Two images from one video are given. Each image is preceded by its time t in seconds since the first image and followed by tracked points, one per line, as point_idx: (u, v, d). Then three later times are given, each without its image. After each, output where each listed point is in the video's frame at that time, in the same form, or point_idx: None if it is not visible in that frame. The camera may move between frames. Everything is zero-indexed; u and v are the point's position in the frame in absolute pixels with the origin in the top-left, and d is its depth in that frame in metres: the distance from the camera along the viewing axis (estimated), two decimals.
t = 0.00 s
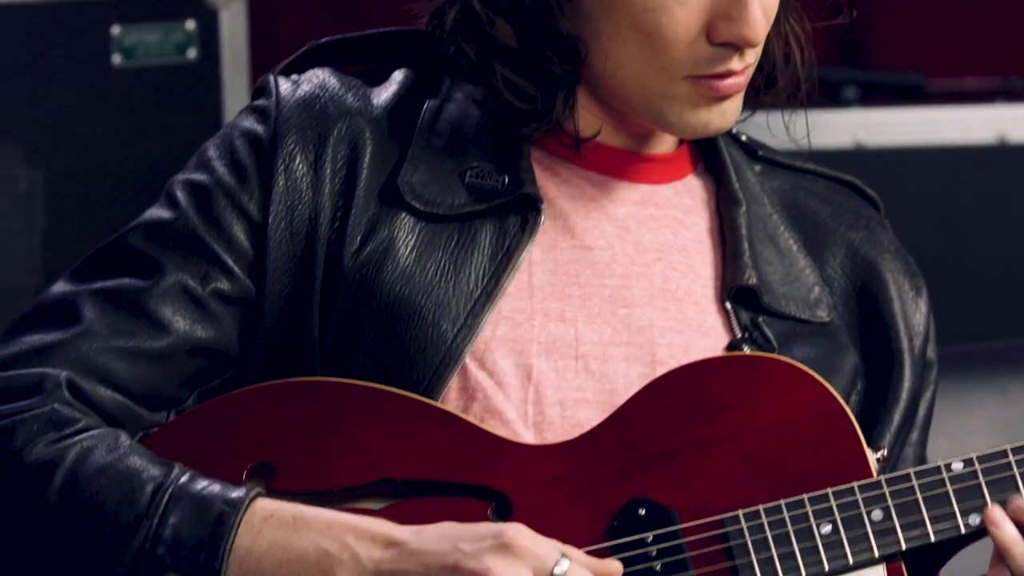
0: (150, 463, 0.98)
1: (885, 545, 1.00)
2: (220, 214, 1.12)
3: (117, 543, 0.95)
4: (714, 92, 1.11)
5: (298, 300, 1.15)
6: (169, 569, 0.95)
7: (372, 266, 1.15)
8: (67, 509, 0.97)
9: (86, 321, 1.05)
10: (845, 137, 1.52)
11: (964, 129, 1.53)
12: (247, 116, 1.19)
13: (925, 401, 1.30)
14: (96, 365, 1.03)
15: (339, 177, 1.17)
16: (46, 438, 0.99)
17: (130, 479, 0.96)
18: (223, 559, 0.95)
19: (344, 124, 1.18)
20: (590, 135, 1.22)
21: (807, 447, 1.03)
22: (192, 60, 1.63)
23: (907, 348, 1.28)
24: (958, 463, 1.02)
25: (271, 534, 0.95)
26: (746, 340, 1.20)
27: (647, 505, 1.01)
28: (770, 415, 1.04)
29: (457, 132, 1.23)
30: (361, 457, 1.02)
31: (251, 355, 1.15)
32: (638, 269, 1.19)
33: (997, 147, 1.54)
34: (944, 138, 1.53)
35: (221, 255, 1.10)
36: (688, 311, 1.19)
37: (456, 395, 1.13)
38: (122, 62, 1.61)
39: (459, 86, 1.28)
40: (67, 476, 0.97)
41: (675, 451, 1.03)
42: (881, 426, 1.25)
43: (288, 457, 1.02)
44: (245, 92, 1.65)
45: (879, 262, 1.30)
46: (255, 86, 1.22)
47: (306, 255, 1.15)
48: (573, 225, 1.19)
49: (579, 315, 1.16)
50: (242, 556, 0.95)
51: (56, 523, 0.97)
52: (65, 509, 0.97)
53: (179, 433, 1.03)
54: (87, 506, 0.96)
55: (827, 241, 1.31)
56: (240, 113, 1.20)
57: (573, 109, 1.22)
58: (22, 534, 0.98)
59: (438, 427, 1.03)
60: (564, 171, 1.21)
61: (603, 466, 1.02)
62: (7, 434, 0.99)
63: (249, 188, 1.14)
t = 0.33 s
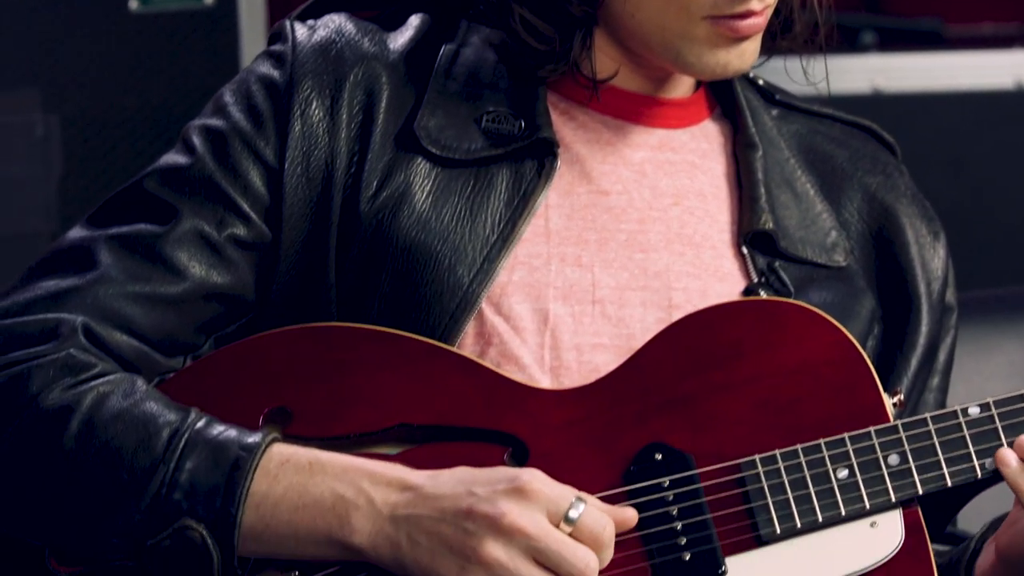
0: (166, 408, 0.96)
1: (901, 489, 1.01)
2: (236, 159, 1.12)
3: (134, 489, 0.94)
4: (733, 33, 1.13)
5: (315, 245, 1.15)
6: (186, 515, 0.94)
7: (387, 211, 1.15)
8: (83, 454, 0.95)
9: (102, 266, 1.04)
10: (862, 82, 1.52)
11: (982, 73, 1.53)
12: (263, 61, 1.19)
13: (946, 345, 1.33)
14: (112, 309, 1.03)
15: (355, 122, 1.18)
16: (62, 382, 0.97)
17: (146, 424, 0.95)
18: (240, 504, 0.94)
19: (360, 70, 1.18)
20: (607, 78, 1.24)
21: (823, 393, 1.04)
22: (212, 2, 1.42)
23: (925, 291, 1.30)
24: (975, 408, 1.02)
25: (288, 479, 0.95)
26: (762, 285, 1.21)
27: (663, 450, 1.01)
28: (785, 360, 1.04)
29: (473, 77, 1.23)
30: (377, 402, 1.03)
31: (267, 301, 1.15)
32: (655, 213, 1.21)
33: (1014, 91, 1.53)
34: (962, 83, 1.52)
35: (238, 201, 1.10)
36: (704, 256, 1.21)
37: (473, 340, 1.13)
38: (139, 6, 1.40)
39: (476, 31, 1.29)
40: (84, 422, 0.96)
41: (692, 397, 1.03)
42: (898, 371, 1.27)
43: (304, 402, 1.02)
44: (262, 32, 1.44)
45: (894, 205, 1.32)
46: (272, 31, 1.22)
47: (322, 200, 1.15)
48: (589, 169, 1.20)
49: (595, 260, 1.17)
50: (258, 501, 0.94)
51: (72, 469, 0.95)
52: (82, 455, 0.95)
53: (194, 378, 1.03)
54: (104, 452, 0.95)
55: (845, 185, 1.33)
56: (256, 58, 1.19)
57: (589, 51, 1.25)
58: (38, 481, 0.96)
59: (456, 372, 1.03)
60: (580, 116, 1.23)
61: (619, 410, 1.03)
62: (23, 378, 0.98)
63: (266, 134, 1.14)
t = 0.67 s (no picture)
0: (167, 364, 0.96)
1: (902, 445, 1.01)
2: (237, 115, 1.12)
3: (135, 444, 0.93)
4: None
5: (316, 202, 1.15)
6: (187, 471, 0.93)
7: (389, 167, 1.16)
8: (84, 410, 0.94)
9: (103, 223, 1.04)
10: (863, 39, 1.49)
11: (983, 29, 1.50)
12: (265, 18, 1.19)
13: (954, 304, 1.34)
14: (113, 265, 1.02)
15: (357, 78, 1.18)
16: (62, 338, 0.97)
17: (147, 379, 0.95)
18: (241, 461, 0.94)
19: (362, 26, 1.19)
20: (611, 34, 1.25)
21: (824, 349, 1.04)
22: None
23: (928, 247, 1.31)
24: (976, 364, 1.03)
25: (289, 435, 0.95)
26: (763, 243, 1.23)
27: (664, 406, 1.01)
28: (785, 316, 1.05)
29: (475, 33, 1.25)
30: (377, 358, 1.03)
31: (268, 258, 1.15)
32: (656, 169, 1.22)
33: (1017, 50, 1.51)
34: (963, 40, 1.49)
35: (238, 156, 1.11)
36: (705, 213, 1.22)
37: (474, 297, 1.14)
38: None
39: None
40: (84, 377, 0.95)
41: (692, 353, 1.03)
42: (902, 327, 1.28)
43: (305, 357, 1.03)
44: None
45: (898, 160, 1.34)
46: None
47: (324, 155, 1.16)
48: (591, 126, 1.22)
49: (596, 218, 1.18)
50: (259, 457, 0.95)
51: (72, 424, 0.94)
52: (82, 411, 0.94)
53: (196, 335, 1.03)
54: (103, 408, 0.94)
55: (847, 141, 1.35)
56: (258, 15, 1.20)
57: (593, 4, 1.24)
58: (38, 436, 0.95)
59: (456, 329, 1.04)
60: (582, 72, 1.25)
61: (619, 365, 1.03)
62: (23, 334, 0.97)
63: (267, 90, 1.14)
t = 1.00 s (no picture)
0: (167, 324, 0.97)
1: (902, 410, 1.00)
2: (239, 76, 1.11)
3: (136, 402, 0.93)
4: None
5: (317, 163, 1.15)
6: (189, 430, 0.93)
7: (389, 129, 1.15)
8: (85, 368, 0.94)
9: (105, 181, 1.04)
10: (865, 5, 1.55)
11: None
12: None
13: (958, 273, 1.35)
14: (115, 224, 1.03)
15: (357, 40, 1.18)
16: (66, 296, 0.97)
17: (148, 338, 0.95)
18: (241, 420, 0.94)
19: None
20: None
21: (824, 314, 1.05)
22: None
23: (930, 211, 1.31)
24: (978, 329, 1.02)
25: (290, 395, 0.95)
26: (765, 207, 1.23)
27: (665, 369, 1.02)
28: (783, 279, 1.06)
29: None
30: (376, 319, 1.03)
31: (268, 218, 1.15)
32: (657, 132, 1.23)
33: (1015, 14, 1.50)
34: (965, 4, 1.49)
35: (239, 116, 1.11)
36: (707, 176, 1.22)
37: (475, 259, 1.14)
38: None
39: None
40: (86, 336, 0.96)
41: (693, 317, 1.04)
42: (903, 290, 1.28)
43: (305, 318, 1.03)
44: None
45: (900, 124, 1.35)
46: None
47: (325, 117, 1.15)
48: (592, 88, 1.23)
49: (597, 180, 1.18)
50: (261, 417, 0.95)
51: (73, 383, 0.94)
52: (83, 368, 0.94)
53: (197, 297, 1.03)
54: (105, 367, 0.94)
55: (849, 106, 1.36)
56: None
57: None
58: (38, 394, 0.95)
59: (456, 288, 1.05)
60: (584, 35, 1.26)
61: (619, 329, 1.04)
62: (25, 293, 0.97)
63: (268, 51, 1.14)
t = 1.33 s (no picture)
0: (164, 295, 0.97)
1: (900, 379, 1.01)
2: (236, 48, 1.11)
3: (132, 373, 0.94)
4: None
5: (314, 134, 1.15)
6: (186, 400, 0.94)
7: (386, 100, 1.15)
8: (82, 338, 0.95)
9: (100, 154, 1.04)
10: None
11: None
12: None
13: (954, 242, 1.35)
14: (110, 195, 1.03)
15: (354, 12, 1.18)
16: (62, 268, 0.97)
17: (144, 308, 0.95)
18: (239, 390, 0.94)
19: None
20: None
21: (823, 284, 1.05)
22: None
23: (929, 178, 1.32)
24: (975, 300, 1.02)
25: (288, 363, 0.96)
26: (765, 175, 1.23)
27: (662, 340, 1.02)
28: (781, 249, 1.06)
29: None
30: (377, 290, 1.03)
31: (265, 191, 1.16)
32: (654, 103, 1.23)
33: None
34: None
35: (236, 88, 1.10)
36: (705, 146, 1.23)
37: (472, 231, 1.14)
38: None
39: None
40: (83, 307, 0.96)
41: (692, 286, 1.04)
42: (901, 260, 1.28)
43: (305, 290, 1.03)
44: None
45: (898, 95, 1.34)
46: None
47: (322, 88, 1.15)
48: (589, 59, 1.22)
49: (595, 151, 1.18)
50: (258, 386, 0.95)
51: (70, 354, 0.95)
52: (81, 339, 0.95)
53: (196, 267, 1.04)
54: (102, 337, 0.95)
55: (847, 75, 1.36)
56: None
57: None
58: (36, 364, 0.95)
59: (455, 259, 1.05)
60: (581, 6, 1.25)
61: (619, 300, 1.04)
62: (21, 264, 0.97)
63: (265, 23, 1.13)
